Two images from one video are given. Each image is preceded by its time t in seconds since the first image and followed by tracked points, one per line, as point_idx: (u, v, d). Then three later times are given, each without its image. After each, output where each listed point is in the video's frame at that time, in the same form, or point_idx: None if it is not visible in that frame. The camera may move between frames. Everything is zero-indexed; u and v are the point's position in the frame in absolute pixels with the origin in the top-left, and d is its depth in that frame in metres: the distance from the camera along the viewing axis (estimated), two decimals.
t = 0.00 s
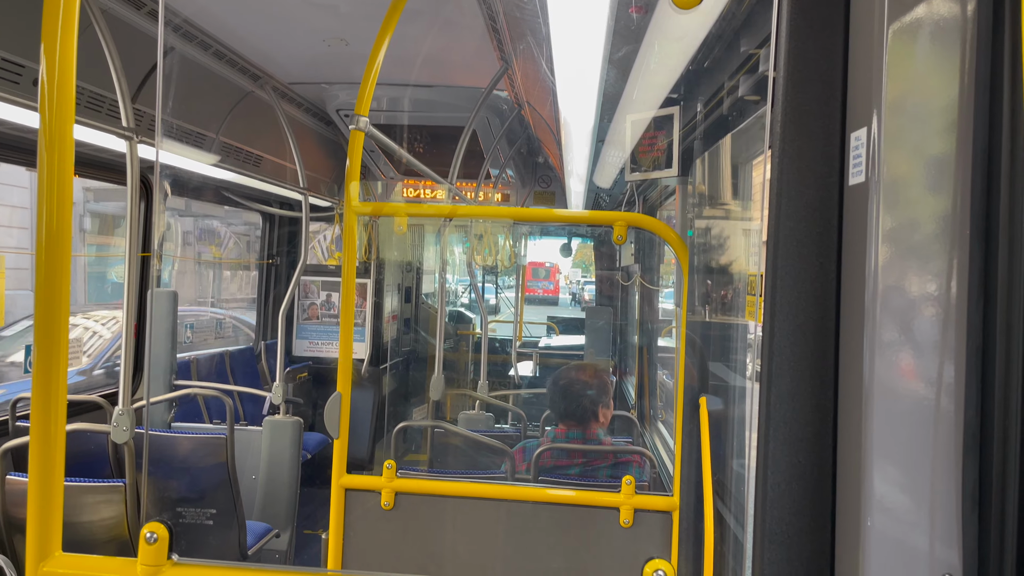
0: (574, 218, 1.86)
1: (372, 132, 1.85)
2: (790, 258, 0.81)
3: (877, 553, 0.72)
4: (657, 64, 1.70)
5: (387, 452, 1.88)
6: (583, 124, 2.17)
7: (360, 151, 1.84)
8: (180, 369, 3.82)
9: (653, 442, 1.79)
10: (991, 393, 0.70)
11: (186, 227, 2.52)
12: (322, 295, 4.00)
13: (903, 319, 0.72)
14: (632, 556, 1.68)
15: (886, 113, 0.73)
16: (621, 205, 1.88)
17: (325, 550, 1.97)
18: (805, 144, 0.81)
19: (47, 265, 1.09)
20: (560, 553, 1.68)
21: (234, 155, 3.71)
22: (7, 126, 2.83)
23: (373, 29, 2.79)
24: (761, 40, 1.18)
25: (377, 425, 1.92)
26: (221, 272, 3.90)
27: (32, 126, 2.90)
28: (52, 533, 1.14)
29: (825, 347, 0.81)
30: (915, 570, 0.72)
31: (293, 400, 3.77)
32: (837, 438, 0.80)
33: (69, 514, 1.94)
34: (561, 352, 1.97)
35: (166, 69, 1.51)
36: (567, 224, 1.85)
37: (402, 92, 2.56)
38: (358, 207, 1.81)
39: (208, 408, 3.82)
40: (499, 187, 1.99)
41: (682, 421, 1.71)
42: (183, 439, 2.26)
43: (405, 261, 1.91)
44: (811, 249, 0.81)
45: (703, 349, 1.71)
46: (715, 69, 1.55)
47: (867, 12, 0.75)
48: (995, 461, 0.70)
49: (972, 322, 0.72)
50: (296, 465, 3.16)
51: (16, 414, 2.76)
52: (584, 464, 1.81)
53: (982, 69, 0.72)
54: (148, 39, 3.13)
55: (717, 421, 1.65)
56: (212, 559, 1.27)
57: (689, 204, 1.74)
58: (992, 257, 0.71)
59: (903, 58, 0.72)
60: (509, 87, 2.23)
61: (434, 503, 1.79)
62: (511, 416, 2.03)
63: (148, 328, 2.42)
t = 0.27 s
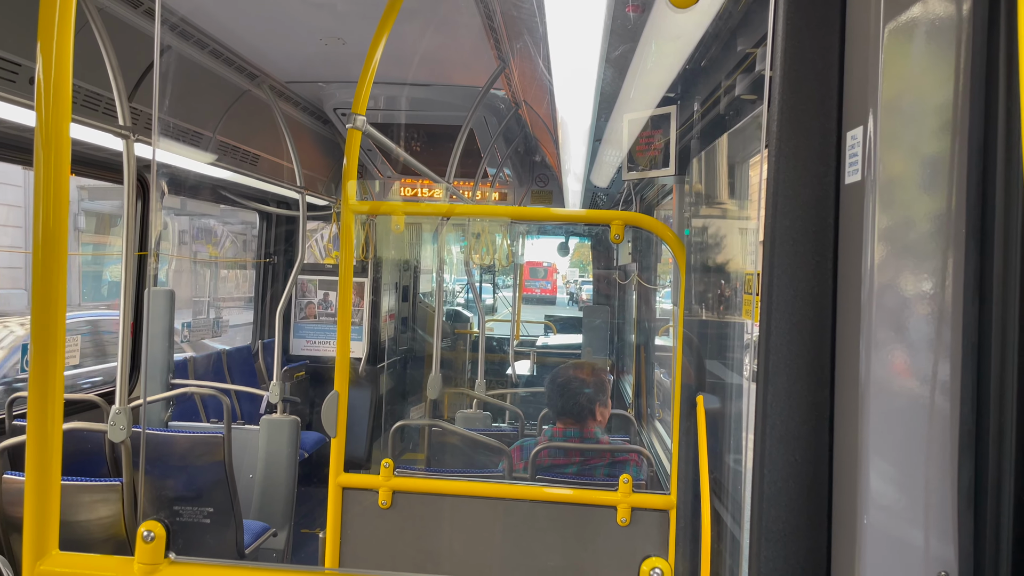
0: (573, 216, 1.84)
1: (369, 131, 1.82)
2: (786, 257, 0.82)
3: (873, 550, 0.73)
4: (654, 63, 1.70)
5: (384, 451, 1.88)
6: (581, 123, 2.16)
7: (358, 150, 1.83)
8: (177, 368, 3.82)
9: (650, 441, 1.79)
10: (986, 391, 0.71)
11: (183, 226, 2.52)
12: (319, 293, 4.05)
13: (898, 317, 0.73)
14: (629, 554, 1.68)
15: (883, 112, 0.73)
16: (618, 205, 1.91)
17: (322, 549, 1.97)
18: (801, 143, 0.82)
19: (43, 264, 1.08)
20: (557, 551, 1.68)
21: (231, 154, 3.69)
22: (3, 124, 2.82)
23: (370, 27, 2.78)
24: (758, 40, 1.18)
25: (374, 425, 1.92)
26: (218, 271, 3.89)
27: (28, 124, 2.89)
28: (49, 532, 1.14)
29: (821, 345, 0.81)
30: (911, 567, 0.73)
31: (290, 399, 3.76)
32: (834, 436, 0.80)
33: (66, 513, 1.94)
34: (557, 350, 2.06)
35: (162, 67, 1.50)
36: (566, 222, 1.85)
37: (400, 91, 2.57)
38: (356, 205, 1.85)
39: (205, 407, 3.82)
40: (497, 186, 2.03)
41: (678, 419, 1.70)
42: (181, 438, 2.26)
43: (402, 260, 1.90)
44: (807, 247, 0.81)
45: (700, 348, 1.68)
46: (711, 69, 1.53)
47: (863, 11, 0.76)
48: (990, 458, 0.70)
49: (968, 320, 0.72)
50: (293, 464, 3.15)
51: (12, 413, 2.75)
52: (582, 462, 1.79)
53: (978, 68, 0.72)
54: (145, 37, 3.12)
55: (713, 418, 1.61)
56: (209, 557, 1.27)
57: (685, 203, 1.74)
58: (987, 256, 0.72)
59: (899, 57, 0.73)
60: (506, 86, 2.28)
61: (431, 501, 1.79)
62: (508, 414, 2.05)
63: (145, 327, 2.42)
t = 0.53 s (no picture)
0: (569, 214, 1.86)
1: (367, 129, 1.84)
2: (785, 254, 0.82)
3: (871, 547, 0.73)
4: (652, 61, 1.69)
5: (382, 449, 1.87)
6: (578, 121, 2.14)
7: (355, 148, 1.84)
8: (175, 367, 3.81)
9: (648, 439, 1.80)
10: (983, 388, 0.71)
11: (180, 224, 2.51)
12: (316, 292, 4.15)
13: (895, 314, 0.73)
14: (627, 552, 1.68)
15: (881, 109, 0.73)
16: (615, 202, 1.89)
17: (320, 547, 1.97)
18: (799, 140, 0.82)
19: (40, 261, 1.07)
20: (555, 548, 1.67)
21: (229, 152, 3.68)
22: None
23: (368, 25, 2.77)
24: (755, 38, 1.17)
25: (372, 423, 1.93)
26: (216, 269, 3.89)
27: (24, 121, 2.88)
28: (46, 531, 1.13)
29: (819, 343, 0.81)
30: (909, 564, 0.73)
31: (287, 397, 3.75)
32: (832, 432, 0.80)
33: (63, 511, 1.93)
34: (554, 348, 2.05)
35: (160, 65, 1.50)
36: (562, 220, 1.86)
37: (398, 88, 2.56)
38: (354, 203, 1.88)
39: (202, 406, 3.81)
40: (495, 184, 2.01)
41: (676, 417, 1.70)
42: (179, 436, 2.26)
43: (399, 258, 1.98)
44: (805, 244, 0.81)
45: (698, 346, 1.67)
46: (709, 66, 1.53)
47: (861, 9, 0.75)
48: (988, 455, 0.70)
49: (965, 317, 0.72)
50: (290, 463, 3.15)
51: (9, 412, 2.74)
52: (580, 460, 1.79)
53: (976, 65, 0.72)
54: (142, 35, 3.10)
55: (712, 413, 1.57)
56: (206, 555, 1.27)
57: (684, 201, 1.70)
58: (985, 252, 0.72)
59: (897, 54, 0.72)
60: (503, 83, 2.29)
61: (429, 499, 1.79)
62: (506, 412, 2.07)
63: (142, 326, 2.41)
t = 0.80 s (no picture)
0: (567, 212, 1.84)
1: (364, 127, 1.83)
2: (782, 252, 0.81)
3: (867, 545, 0.73)
4: (649, 58, 1.69)
5: (379, 447, 1.87)
6: (575, 119, 2.13)
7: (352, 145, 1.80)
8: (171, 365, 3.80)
9: (644, 437, 1.79)
10: (980, 387, 0.71)
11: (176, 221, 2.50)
12: (313, 290, 4.18)
13: (893, 312, 0.73)
14: (623, 550, 1.68)
15: (878, 107, 0.73)
16: (612, 201, 1.85)
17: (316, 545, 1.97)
18: (796, 138, 0.81)
19: (35, 259, 1.06)
20: (551, 546, 1.69)
21: (226, 149, 3.67)
22: None
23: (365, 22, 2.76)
24: (752, 35, 1.17)
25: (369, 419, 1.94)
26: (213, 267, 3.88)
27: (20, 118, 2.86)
28: (42, 530, 1.13)
29: (816, 342, 0.81)
30: (904, 561, 0.73)
31: (284, 394, 3.74)
32: (828, 431, 0.80)
33: (58, 510, 1.92)
34: (552, 347, 1.96)
35: (155, 61, 1.48)
36: (560, 218, 1.84)
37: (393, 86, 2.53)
38: (351, 201, 1.86)
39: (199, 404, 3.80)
40: (492, 181, 2.13)
41: (673, 415, 1.71)
42: (175, 434, 2.25)
43: (396, 255, 1.99)
44: (802, 242, 0.81)
45: (695, 343, 1.68)
46: (707, 63, 1.55)
47: (859, 7, 0.75)
48: (984, 452, 0.71)
49: (961, 316, 0.72)
50: (287, 461, 3.14)
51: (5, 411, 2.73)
52: (577, 458, 1.80)
53: (972, 62, 0.72)
54: (138, 32, 3.08)
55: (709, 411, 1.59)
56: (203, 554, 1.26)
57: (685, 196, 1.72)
58: (981, 250, 0.72)
59: (894, 52, 0.72)
60: (501, 81, 2.30)
61: (426, 497, 1.79)
62: (503, 410, 2.07)
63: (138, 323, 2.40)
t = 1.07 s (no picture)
0: (564, 210, 1.87)
1: (361, 124, 1.83)
2: (779, 250, 0.81)
3: (864, 544, 0.73)
4: (647, 57, 1.69)
5: (377, 445, 1.88)
6: (573, 116, 2.11)
7: (350, 142, 1.84)
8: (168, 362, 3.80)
9: (642, 435, 1.80)
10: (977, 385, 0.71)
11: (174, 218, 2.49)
12: (310, 289, 4.10)
13: (890, 310, 0.73)
14: (621, 548, 1.68)
15: (875, 105, 0.73)
16: (609, 199, 1.88)
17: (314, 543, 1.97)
18: (795, 136, 0.81)
19: (32, 255, 1.06)
20: (549, 544, 1.69)
21: (223, 146, 3.74)
22: None
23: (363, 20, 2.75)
24: (751, 34, 1.17)
25: (366, 419, 1.95)
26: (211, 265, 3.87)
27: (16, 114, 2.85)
28: (38, 527, 1.12)
29: (813, 339, 0.81)
30: (901, 559, 0.73)
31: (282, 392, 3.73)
32: (825, 429, 0.80)
33: (55, 507, 1.91)
34: (550, 344, 1.99)
35: (153, 58, 1.47)
36: (558, 216, 1.86)
37: (392, 83, 2.45)
38: (348, 198, 1.86)
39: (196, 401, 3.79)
40: (489, 180, 2.05)
41: (670, 413, 1.71)
42: (172, 432, 2.25)
43: (394, 253, 2.02)
44: (800, 240, 0.81)
45: (692, 340, 1.67)
46: (705, 61, 1.54)
47: (857, 4, 0.75)
48: (981, 451, 0.71)
49: (959, 314, 0.72)
50: (284, 458, 3.14)
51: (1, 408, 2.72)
52: (574, 457, 1.81)
53: (971, 59, 0.72)
54: (135, 28, 3.07)
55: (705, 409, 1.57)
56: (200, 551, 1.25)
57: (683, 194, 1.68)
58: (979, 248, 0.71)
59: (892, 50, 0.72)
60: (499, 78, 2.30)
61: (424, 495, 1.79)
62: (501, 408, 2.06)
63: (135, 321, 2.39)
